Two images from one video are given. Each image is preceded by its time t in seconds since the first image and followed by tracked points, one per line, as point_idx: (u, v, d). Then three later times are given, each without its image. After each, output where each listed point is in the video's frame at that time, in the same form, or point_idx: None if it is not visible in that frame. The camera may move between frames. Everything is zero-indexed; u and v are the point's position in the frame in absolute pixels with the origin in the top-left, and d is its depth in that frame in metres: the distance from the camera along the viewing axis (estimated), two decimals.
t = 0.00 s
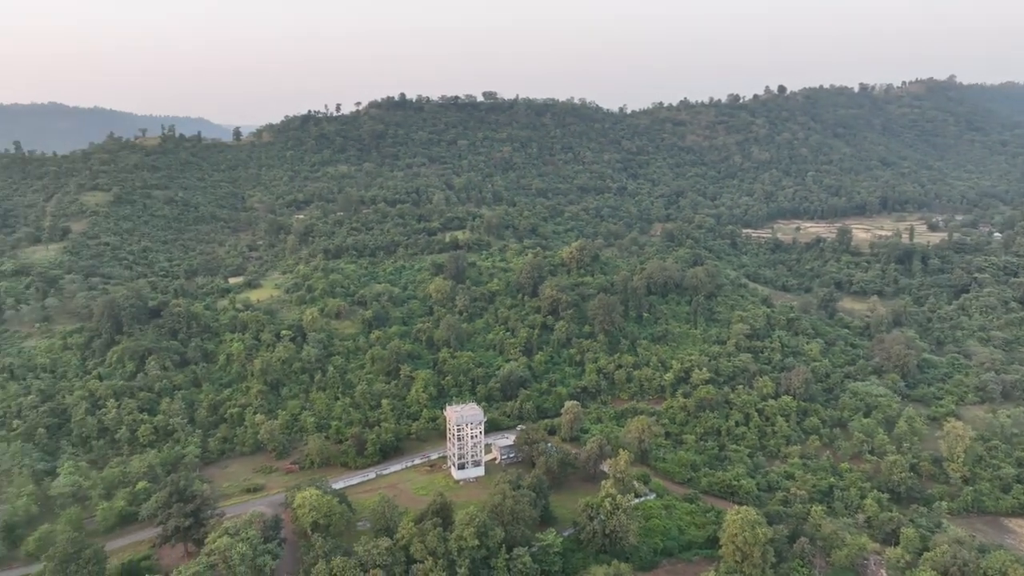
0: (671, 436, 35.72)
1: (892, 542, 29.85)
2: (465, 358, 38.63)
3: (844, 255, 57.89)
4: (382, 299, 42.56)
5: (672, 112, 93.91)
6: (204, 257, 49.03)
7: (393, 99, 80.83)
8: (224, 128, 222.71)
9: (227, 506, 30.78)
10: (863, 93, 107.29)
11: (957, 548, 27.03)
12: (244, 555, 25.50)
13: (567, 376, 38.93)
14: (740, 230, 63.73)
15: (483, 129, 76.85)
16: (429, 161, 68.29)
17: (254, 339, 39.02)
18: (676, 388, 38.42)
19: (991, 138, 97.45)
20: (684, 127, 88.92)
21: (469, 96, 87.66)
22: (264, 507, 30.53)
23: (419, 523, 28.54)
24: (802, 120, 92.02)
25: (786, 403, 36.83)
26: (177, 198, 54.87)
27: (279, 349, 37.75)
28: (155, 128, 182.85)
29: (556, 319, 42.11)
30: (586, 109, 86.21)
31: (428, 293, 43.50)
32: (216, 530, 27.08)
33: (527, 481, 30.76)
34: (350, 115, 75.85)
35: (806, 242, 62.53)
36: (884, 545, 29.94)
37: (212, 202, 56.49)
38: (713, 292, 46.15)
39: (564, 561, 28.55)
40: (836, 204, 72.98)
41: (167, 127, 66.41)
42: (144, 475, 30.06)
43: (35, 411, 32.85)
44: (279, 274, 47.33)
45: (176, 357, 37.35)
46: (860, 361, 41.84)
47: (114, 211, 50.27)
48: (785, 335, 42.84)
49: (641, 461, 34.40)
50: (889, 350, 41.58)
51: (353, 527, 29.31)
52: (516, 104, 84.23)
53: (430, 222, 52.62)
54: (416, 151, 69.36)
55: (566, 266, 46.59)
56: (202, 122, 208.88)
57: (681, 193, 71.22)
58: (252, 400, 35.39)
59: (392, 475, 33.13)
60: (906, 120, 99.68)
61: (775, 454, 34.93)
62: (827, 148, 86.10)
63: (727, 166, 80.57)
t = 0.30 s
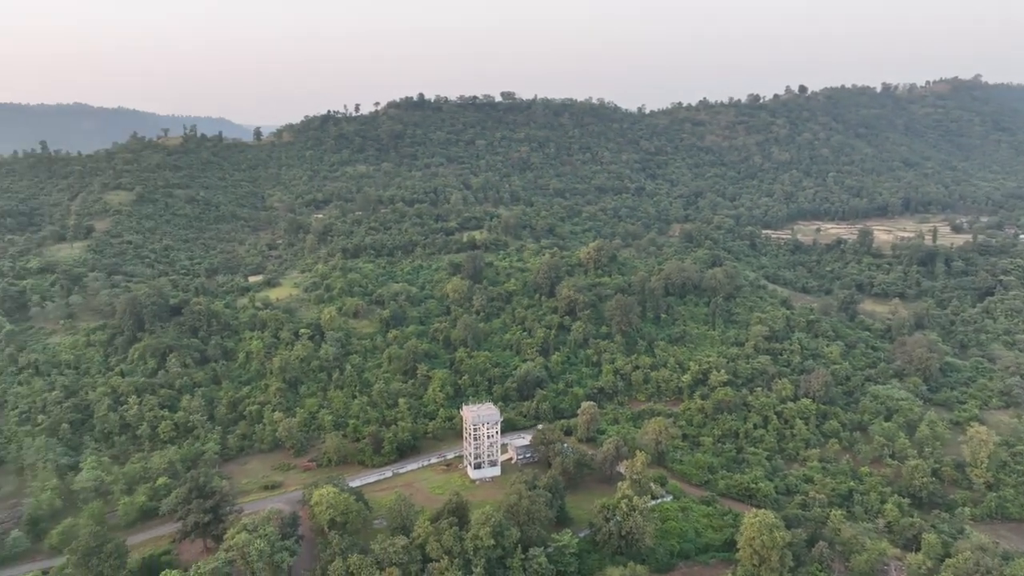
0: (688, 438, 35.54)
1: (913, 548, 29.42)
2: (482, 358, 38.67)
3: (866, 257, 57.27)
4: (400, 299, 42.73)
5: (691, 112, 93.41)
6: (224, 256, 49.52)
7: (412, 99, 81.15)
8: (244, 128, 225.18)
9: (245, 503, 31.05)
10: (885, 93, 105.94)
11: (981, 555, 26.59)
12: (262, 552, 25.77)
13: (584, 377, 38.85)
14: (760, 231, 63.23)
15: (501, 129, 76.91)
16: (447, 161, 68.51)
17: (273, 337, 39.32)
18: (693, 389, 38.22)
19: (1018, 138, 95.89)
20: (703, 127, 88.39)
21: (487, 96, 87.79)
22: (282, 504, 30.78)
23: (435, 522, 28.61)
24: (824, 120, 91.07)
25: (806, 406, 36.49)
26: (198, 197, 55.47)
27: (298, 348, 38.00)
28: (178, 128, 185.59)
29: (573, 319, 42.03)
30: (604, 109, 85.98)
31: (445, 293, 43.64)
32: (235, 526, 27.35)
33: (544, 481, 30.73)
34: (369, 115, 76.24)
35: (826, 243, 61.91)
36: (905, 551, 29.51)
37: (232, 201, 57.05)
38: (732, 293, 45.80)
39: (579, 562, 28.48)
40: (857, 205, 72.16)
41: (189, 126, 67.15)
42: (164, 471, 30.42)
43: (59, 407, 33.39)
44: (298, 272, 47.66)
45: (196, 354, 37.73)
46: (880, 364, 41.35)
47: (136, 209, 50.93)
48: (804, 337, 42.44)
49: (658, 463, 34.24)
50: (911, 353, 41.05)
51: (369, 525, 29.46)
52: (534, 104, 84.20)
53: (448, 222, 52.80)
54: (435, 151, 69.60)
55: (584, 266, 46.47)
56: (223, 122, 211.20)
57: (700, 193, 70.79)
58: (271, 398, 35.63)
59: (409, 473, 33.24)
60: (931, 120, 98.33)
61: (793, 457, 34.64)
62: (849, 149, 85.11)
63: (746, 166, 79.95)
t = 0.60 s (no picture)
0: (705, 440, 35.34)
1: (934, 554, 29.01)
2: (499, 357, 38.69)
3: (888, 258, 56.55)
4: (417, 298, 42.87)
5: (710, 112, 92.82)
6: (244, 254, 49.97)
7: (430, 99, 81.38)
8: (263, 127, 227.29)
9: (263, 500, 31.32)
10: (908, 92, 104.45)
11: (1005, 563, 26.16)
12: (280, 548, 25.97)
13: (601, 377, 38.75)
14: (780, 232, 62.69)
15: (519, 130, 76.87)
16: (465, 160, 68.67)
17: (291, 336, 39.60)
18: (711, 391, 37.96)
19: None
20: (723, 127, 87.79)
21: (506, 96, 87.81)
22: (300, 501, 31.01)
23: (451, 521, 28.69)
24: (845, 119, 90.04)
25: (825, 409, 36.13)
26: (219, 196, 56.06)
27: (316, 346, 38.24)
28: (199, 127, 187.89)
29: (591, 319, 41.92)
30: (623, 109, 85.61)
31: (462, 292, 43.74)
32: (253, 523, 27.59)
33: (560, 481, 30.70)
34: (388, 114, 76.58)
35: (847, 244, 61.24)
36: (926, 557, 29.10)
37: (253, 201, 57.60)
38: (751, 294, 45.43)
39: (596, 563, 28.38)
40: (878, 206, 71.28)
41: (210, 126, 67.84)
42: (184, 467, 30.78)
43: (83, 402, 33.91)
44: (317, 271, 47.98)
45: (216, 352, 38.11)
46: (902, 367, 40.84)
47: (158, 208, 51.55)
48: (824, 339, 42.02)
49: (675, 464, 34.05)
50: (933, 356, 40.50)
51: (386, 523, 29.59)
52: (553, 103, 84.11)
53: (465, 222, 52.94)
54: (453, 151, 69.75)
55: (601, 267, 46.33)
56: (242, 121, 213.34)
57: (719, 193, 70.31)
58: (289, 396, 35.89)
59: (425, 472, 33.35)
60: (956, 119, 96.94)
61: (813, 460, 34.30)
62: (871, 149, 84.10)
63: (766, 166, 79.28)
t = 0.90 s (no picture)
0: (723, 442, 35.14)
1: (957, 560, 28.46)
2: (516, 357, 38.72)
3: (910, 260, 55.84)
4: (435, 297, 43.02)
5: (729, 112, 92.22)
6: (264, 253, 50.43)
7: (449, 99, 81.63)
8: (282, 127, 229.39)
9: (282, 497, 31.57)
10: (932, 91, 103.05)
11: None
12: (298, 545, 26.15)
13: (618, 378, 38.63)
14: (800, 233, 62.12)
15: (538, 129, 76.87)
16: (483, 160, 68.84)
17: (310, 334, 39.87)
18: (729, 393, 37.74)
19: None
20: (742, 127, 87.22)
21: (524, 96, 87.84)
22: (318, 499, 31.23)
23: (468, 520, 28.77)
24: (867, 119, 88.97)
25: (845, 412, 35.79)
26: (240, 195, 56.64)
27: (334, 345, 38.48)
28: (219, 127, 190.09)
29: (608, 320, 41.80)
30: (641, 108, 85.31)
31: (480, 292, 43.86)
32: (272, 519, 27.82)
33: (577, 482, 30.67)
34: (406, 114, 76.91)
35: (869, 245, 60.55)
36: (949, 563, 28.57)
37: (273, 200, 58.15)
38: (771, 296, 45.05)
39: (612, 564, 28.25)
40: (901, 207, 70.39)
41: (231, 126, 68.55)
42: (205, 464, 31.15)
43: (106, 398, 34.42)
44: (336, 270, 48.26)
45: (236, 350, 38.49)
46: (924, 370, 40.33)
47: (180, 207, 52.15)
48: (845, 341, 41.62)
49: (693, 466, 33.86)
50: (957, 359, 39.95)
51: (403, 522, 29.70)
52: (571, 103, 83.95)
53: (483, 222, 53.10)
54: (471, 151, 69.92)
55: (619, 267, 46.17)
56: (262, 122, 215.47)
57: (739, 193, 69.79)
58: (308, 394, 36.14)
59: (442, 471, 33.43)
60: (981, 119, 95.52)
61: (832, 464, 33.96)
62: (893, 149, 83.08)
63: (786, 166, 78.58)
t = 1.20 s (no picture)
0: (742, 444, 34.89)
1: (982, 567, 27.78)
2: (533, 357, 38.74)
3: (935, 262, 55.04)
4: (453, 297, 43.16)
5: (750, 111, 91.56)
6: (285, 252, 50.91)
7: (468, 99, 81.84)
8: (302, 127, 231.19)
9: (301, 494, 31.80)
10: (957, 90, 101.54)
11: None
12: (316, 542, 26.32)
13: (636, 378, 38.50)
14: (821, 233, 61.50)
15: (557, 129, 76.81)
16: (503, 160, 69.00)
17: (329, 332, 40.14)
18: (749, 395, 37.47)
19: None
20: (763, 127, 86.59)
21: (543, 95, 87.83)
22: (336, 496, 31.43)
23: (484, 519, 28.81)
24: (891, 118, 87.82)
25: (867, 415, 35.39)
26: (261, 195, 57.29)
27: (353, 343, 38.71)
28: (240, 127, 192.18)
29: (626, 320, 41.67)
30: (661, 108, 84.97)
31: (498, 292, 43.97)
32: (291, 516, 28.03)
33: (594, 483, 30.59)
34: (426, 114, 77.24)
35: (892, 246, 59.78)
36: (973, 570, 27.92)
37: (293, 200, 58.71)
38: (791, 297, 44.65)
39: (629, 565, 28.09)
40: (925, 207, 69.40)
41: (253, 125, 69.21)
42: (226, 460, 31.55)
43: (129, 394, 34.88)
44: (355, 269, 48.56)
45: (257, 348, 38.88)
46: (948, 373, 39.78)
47: (202, 206, 52.75)
48: (867, 343, 41.17)
49: (711, 468, 33.61)
50: (982, 363, 39.33)
51: (420, 520, 29.78)
52: (591, 102, 83.77)
53: (502, 221, 53.24)
54: (490, 150, 70.06)
55: (638, 267, 46.00)
56: (283, 122, 217.80)
57: (759, 193, 69.23)
58: (327, 391, 36.38)
59: (459, 470, 33.50)
60: (1009, 119, 93.89)
61: (853, 467, 33.57)
62: (917, 149, 81.96)
63: (808, 166, 77.81)
